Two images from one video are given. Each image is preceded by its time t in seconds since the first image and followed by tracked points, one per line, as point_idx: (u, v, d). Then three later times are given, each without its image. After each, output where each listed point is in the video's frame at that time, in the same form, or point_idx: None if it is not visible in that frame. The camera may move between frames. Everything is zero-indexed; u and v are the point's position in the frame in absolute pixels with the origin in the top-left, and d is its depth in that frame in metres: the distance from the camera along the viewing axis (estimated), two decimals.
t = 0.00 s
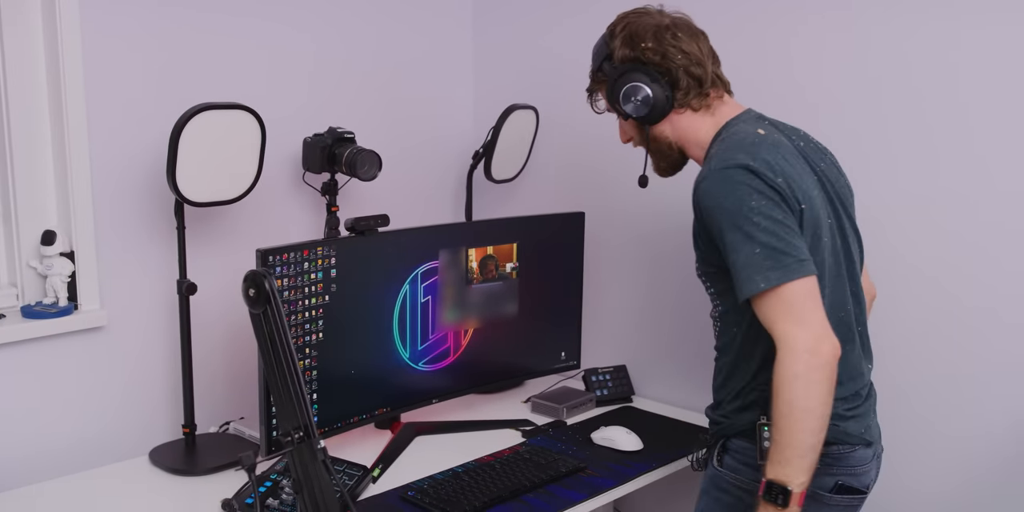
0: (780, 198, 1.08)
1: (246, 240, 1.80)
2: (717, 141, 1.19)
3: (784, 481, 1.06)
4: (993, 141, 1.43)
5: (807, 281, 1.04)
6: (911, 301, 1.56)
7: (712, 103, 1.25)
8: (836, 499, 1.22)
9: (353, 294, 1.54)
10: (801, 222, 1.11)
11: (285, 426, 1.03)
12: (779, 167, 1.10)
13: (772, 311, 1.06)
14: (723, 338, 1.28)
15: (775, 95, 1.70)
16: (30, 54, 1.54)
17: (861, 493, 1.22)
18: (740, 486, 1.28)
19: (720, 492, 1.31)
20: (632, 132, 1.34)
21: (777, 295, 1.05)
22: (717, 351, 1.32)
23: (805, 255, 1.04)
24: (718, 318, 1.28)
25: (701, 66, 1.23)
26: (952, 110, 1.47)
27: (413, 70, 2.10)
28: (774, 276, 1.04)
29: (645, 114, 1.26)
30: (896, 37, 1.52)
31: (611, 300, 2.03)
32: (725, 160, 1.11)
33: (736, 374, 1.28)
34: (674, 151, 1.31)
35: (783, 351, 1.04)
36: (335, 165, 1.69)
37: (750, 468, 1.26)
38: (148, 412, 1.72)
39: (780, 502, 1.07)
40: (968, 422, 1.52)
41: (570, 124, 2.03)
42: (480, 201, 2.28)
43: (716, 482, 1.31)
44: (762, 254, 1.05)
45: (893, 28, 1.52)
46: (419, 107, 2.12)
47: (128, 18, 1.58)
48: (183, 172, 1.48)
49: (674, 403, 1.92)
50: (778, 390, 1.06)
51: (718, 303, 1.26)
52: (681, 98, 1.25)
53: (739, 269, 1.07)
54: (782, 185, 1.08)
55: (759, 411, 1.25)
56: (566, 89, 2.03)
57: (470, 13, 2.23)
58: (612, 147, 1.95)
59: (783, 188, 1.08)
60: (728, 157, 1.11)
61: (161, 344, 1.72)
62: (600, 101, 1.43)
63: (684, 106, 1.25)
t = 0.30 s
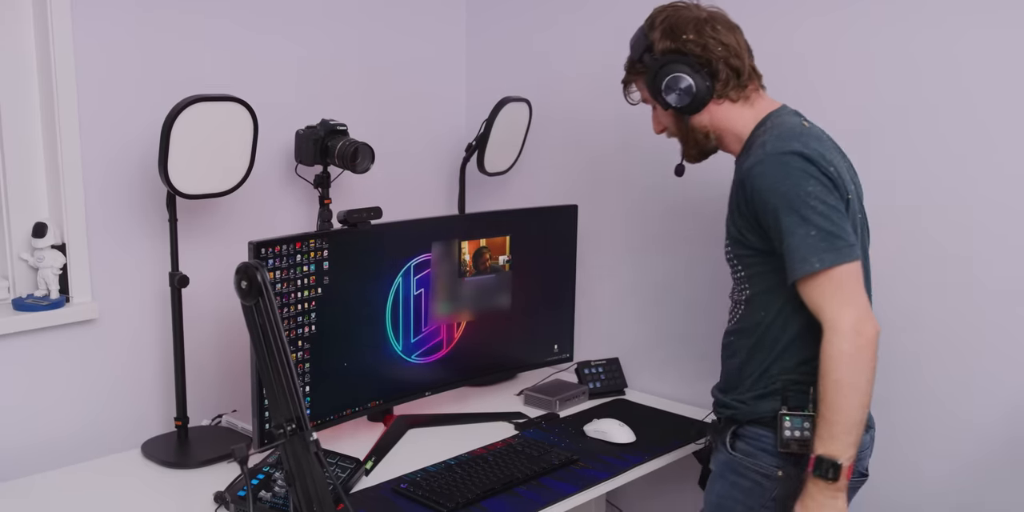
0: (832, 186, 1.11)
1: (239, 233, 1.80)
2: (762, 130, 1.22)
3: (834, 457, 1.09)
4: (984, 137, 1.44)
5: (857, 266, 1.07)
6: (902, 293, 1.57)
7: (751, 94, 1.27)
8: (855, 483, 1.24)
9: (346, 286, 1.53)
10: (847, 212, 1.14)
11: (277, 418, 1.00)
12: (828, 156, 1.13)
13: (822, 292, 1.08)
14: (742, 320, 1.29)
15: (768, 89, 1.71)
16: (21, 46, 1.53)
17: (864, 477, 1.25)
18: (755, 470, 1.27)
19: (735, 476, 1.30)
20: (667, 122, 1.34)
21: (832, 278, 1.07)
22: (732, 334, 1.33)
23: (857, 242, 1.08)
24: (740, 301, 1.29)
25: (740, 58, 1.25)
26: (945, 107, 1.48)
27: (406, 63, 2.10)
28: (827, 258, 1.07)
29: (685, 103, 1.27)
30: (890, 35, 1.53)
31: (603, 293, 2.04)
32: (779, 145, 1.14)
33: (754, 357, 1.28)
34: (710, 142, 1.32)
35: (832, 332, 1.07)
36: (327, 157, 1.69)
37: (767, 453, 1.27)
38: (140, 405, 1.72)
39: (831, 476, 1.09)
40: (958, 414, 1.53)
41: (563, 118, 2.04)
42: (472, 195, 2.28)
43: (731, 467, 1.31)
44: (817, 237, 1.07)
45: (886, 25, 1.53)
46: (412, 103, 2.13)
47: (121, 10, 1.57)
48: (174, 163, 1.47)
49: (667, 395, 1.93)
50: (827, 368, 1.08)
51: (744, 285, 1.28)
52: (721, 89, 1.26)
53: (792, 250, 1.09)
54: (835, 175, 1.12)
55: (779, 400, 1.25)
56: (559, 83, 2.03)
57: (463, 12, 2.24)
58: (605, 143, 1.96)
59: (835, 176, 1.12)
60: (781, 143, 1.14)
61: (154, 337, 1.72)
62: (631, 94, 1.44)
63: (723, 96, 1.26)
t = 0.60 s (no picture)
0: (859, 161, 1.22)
1: (229, 225, 1.80)
2: (781, 109, 1.30)
3: (876, 418, 1.16)
4: (973, 133, 1.46)
5: (886, 234, 1.18)
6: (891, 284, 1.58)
7: (763, 82, 1.34)
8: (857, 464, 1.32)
9: (337, 278, 1.53)
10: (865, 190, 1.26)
11: (268, 410, 0.98)
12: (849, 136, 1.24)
13: (857, 258, 1.17)
14: (755, 301, 1.35)
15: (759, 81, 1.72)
16: (10, 37, 1.52)
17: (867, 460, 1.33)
18: (767, 451, 1.34)
19: (746, 457, 1.36)
20: (681, 111, 1.40)
21: (867, 243, 1.17)
22: (742, 317, 1.38)
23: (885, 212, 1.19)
24: (754, 282, 1.36)
25: (752, 47, 1.33)
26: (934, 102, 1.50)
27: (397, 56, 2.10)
28: (866, 225, 1.16)
29: (701, 89, 1.33)
30: (878, 32, 1.55)
31: (594, 286, 2.04)
32: (810, 123, 1.24)
33: (769, 336, 1.34)
34: (722, 128, 1.38)
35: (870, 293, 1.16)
36: (318, 149, 1.69)
37: (779, 434, 1.33)
38: (131, 397, 1.72)
39: (875, 437, 1.16)
40: (946, 405, 1.54)
41: (554, 111, 2.05)
42: (463, 188, 2.28)
43: (741, 447, 1.37)
44: (854, 206, 1.17)
45: (874, 23, 1.55)
46: (404, 98, 2.13)
47: (111, 3, 1.57)
48: (164, 154, 1.47)
49: (656, 387, 1.94)
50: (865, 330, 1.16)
51: (760, 265, 1.34)
52: (736, 75, 1.33)
53: (830, 218, 1.18)
54: (859, 152, 1.23)
55: (794, 382, 1.31)
56: (550, 76, 2.04)
57: (454, 10, 2.24)
58: (595, 137, 1.96)
59: (859, 153, 1.23)
60: (811, 121, 1.24)
61: (144, 329, 1.71)
62: (640, 84, 1.50)
63: (738, 83, 1.33)
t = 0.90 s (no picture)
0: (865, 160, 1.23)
1: (229, 228, 1.80)
2: (784, 110, 1.30)
3: (862, 400, 1.16)
4: (970, 135, 1.47)
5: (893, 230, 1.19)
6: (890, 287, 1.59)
7: (759, 86, 1.35)
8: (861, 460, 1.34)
9: (337, 281, 1.54)
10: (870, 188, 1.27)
11: (269, 412, 0.97)
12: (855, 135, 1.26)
13: (864, 254, 1.18)
14: (760, 301, 1.36)
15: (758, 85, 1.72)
16: (10, 40, 1.52)
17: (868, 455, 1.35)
18: (772, 454, 1.34)
19: (753, 461, 1.36)
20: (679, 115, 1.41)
21: (875, 239, 1.18)
22: (746, 317, 1.39)
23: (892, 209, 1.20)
24: (757, 282, 1.36)
25: (748, 52, 1.35)
26: (933, 109, 1.50)
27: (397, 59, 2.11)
28: (874, 221, 1.17)
29: (701, 93, 1.34)
30: (877, 36, 1.55)
31: (593, 288, 2.05)
32: (817, 122, 1.25)
33: (774, 335, 1.34)
34: (719, 132, 1.40)
35: (877, 288, 1.17)
36: (318, 151, 1.69)
37: (784, 436, 1.33)
38: (131, 399, 1.72)
39: (863, 422, 1.15)
40: (945, 408, 1.54)
41: (554, 113, 2.05)
42: (462, 190, 2.29)
43: (746, 452, 1.37)
44: (862, 203, 1.18)
45: (872, 26, 1.55)
46: (403, 101, 2.13)
47: (111, 8, 1.57)
48: (165, 157, 1.47)
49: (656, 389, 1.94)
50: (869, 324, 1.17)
51: (764, 265, 1.34)
52: (734, 80, 1.34)
53: (839, 215, 1.19)
54: (865, 150, 1.24)
55: (798, 382, 1.32)
56: (550, 79, 2.04)
57: (453, 13, 2.24)
58: (594, 141, 1.97)
59: (865, 151, 1.25)
60: (819, 120, 1.25)
61: (144, 332, 1.72)
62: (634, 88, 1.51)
63: (735, 87, 1.34)
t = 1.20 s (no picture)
0: (857, 162, 1.24)
1: (230, 222, 1.81)
2: (779, 108, 1.31)
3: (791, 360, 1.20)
4: (969, 135, 1.47)
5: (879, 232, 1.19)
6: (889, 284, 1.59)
7: (757, 83, 1.36)
8: (852, 455, 1.34)
9: (337, 274, 1.54)
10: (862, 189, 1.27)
11: (270, 406, 0.96)
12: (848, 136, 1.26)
13: (848, 254, 1.19)
14: (753, 297, 1.37)
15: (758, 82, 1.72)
16: (11, 32, 1.52)
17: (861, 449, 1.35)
18: (765, 446, 1.35)
19: (745, 452, 1.37)
20: (677, 108, 1.40)
21: (857, 239, 1.18)
22: (739, 313, 1.40)
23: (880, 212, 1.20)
24: (751, 279, 1.37)
25: (748, 49, 1.36)
26: (933, 107, 1.50)
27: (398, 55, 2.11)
28: (859, 223, 1.18)
29: (702, 85, 1.33)
30: (877, 34, 1.55)
31: (593, 284, 2.05)
32: (810, 122, 1.25)
33: (766, 332, 1.36)
34: (716, 127, 1.39)
35: (848, 285, 1.18)
36: (320, 145, 1.69)
37: (775, 429, 1.33)
38: (131, 392, 1.72)
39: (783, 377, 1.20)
40: (943, 405, 1.55)
41: (554, 109, 2.05)
42: (463, 185, 2.29)
43: (739, 443, 1.38)
44: (849, 204, 1.18)
45: (873, 26, 1.55)
46: (403, 97, 2.14)
47: (113, 4, 1.57)
48: (166, 151, 1.47)
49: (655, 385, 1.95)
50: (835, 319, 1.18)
51: (757, 262, 1.35)
52: (733, 75, 1.35)
53: (825, 216, 1.19)
54: (857, 152, 1.25)
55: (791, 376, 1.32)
56: (551, 75, 2.04)
57: (454, 10, 2.25)
58: (595, 137, 1.97)
59: (858, 152, 1.25)
60: (812, 120, 1.25)
61: (144, 325, 1.72)
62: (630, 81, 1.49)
63: (734, 82, 1.35)
